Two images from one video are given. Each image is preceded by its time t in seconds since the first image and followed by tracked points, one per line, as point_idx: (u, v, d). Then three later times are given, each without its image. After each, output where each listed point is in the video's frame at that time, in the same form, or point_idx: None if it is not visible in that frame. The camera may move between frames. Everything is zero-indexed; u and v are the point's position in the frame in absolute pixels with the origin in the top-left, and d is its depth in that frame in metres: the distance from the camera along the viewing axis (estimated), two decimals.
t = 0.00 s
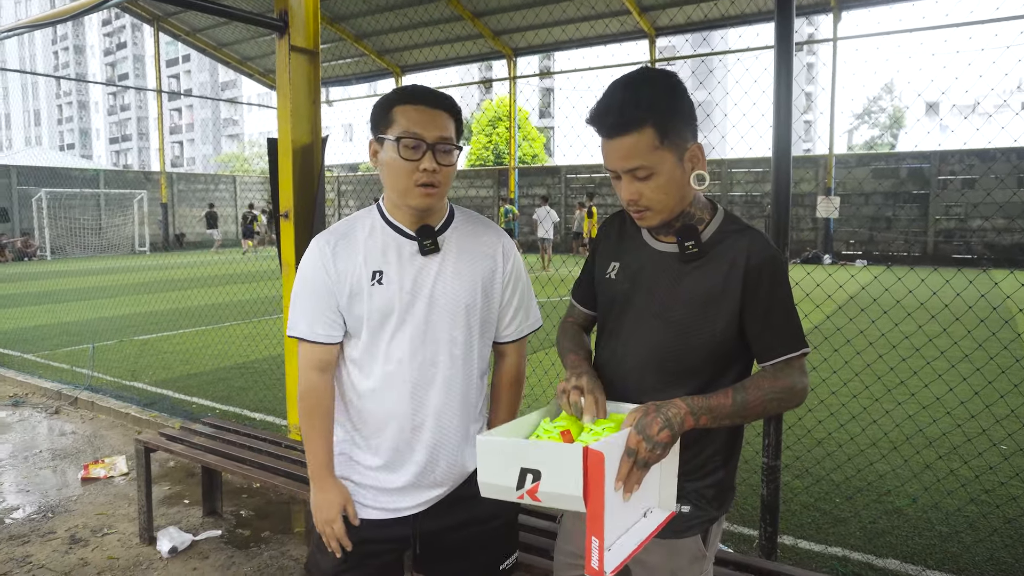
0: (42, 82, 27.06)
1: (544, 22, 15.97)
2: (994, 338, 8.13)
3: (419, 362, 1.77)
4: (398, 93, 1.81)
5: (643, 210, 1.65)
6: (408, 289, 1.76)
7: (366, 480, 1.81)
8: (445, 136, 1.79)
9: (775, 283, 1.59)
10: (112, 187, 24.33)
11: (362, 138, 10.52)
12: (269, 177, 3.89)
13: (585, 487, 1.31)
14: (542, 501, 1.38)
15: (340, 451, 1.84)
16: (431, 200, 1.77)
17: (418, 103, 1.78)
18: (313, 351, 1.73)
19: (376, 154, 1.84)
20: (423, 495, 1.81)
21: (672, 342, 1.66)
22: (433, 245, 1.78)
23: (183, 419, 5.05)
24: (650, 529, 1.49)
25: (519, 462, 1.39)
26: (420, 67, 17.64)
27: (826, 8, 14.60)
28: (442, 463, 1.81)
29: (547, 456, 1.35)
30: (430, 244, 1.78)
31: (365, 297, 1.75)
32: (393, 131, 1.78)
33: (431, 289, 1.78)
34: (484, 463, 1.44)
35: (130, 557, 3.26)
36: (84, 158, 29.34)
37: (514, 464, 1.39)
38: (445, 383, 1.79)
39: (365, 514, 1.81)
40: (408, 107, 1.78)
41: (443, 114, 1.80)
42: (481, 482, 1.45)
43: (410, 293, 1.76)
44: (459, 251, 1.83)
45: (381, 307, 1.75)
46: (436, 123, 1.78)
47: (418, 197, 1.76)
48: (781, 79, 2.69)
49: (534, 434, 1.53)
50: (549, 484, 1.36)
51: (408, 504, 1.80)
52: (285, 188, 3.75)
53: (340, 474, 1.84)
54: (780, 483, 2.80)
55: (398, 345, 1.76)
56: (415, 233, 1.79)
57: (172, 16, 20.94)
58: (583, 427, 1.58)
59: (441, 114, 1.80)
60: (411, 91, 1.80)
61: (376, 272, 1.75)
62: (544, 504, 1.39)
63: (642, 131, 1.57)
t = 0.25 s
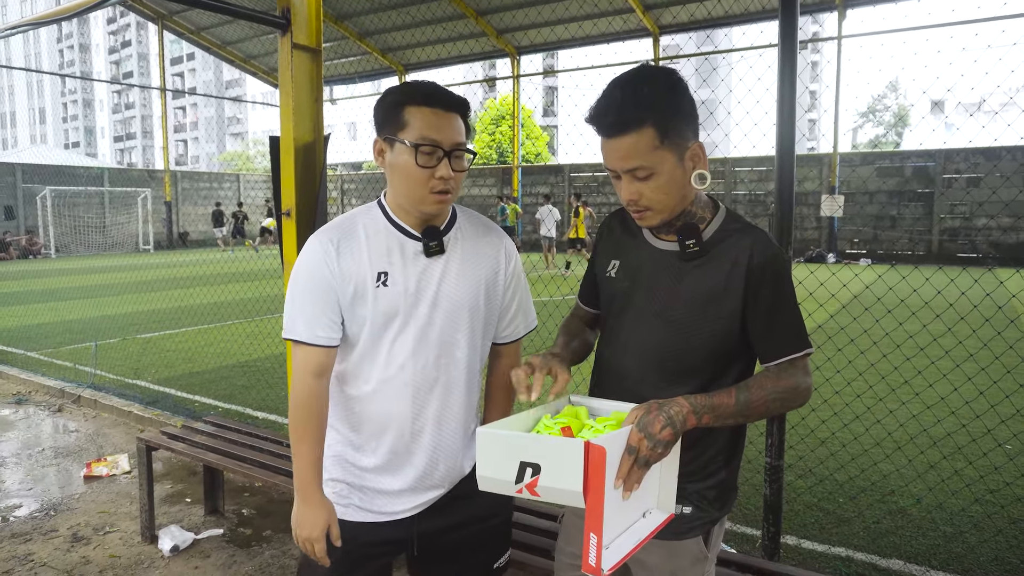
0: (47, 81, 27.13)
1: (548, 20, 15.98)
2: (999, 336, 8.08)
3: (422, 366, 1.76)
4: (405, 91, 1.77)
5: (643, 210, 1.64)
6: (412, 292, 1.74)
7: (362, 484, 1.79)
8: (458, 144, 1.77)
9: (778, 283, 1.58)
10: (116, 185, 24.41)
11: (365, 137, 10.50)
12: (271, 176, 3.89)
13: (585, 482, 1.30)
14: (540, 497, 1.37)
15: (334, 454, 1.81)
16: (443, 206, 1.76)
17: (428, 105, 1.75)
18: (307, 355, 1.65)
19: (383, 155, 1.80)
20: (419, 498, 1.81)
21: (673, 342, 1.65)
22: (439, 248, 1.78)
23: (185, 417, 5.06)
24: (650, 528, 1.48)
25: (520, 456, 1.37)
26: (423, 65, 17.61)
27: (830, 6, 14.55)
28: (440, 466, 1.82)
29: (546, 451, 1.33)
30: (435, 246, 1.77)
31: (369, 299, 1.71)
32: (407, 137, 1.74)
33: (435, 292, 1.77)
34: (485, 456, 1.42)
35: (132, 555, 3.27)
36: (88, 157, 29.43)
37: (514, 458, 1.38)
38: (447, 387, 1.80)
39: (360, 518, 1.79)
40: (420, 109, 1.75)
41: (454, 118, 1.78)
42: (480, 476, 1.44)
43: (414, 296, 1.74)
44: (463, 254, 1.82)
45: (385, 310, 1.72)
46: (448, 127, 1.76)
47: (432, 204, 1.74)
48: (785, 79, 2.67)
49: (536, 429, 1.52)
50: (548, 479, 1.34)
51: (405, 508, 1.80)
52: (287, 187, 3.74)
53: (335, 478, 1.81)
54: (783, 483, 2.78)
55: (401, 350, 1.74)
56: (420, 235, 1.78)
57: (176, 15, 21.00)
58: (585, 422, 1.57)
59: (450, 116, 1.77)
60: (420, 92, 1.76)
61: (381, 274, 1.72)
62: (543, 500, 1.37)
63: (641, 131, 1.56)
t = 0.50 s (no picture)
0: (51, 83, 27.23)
1: (551, 19, 15.97)
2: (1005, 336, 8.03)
3: (423, 373, 1.75)
4: (409, 94, 1.75)
5: (645, 208, 1.63)
6: (414, 300, 1.73)
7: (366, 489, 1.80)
8: (465, 149, 1.75)
9: (781, 283, 1.56)
10: (120, 187, 24.48)
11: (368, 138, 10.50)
12: (273, 176, 3.89)
13: (581, 481, 1.29)
14: (539, 498, 1.36)
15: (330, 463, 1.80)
16: (447, 214, 1.75)
17: (433, 109, 1.73)
18: (313, 368, 1.63)
19: (387, 160, 1.78)
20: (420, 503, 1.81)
21: (675, 342, 1.64)
22: (441, 254, 1.76)
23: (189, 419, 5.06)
24: (652, 530, 1.47)
25: (517, 458, 1.36)
26: (426, 65, 17.61)
27: (834, 4, 14.51)
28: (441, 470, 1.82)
29: (543, 452, 1.32)
30: (437, 253, 1.76)
31: (373, 308, 1.70)
32: (413, 144, 1.72)
33: (436, 299, 1.76)
34: (481, 459, 1.41)
35: (136, 556, 3.27)
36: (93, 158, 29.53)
37: (512, 459, 1.37)
38: (448, 394, 1.79)
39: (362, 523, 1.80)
40: (426, 114, 1.73)
41: (462, 124, 1.76)
42: (478, 478, 1.43)
43: (415, 303, 1.73)
44: (464, 259, 1.82)
45: (388, 319, 1.71)
46: (455, 134, 1.74)
47: (436, 214, 1.73)
48: (788, 78, 2.65)
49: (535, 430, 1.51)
50: (546, 479, 1.33)
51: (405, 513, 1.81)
52: (289, 187, 3.74)
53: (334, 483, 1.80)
54: (788, 484, 2.77)
55: (402, 358, 1.73)
56: (423, 241, 1.77)
57: (180, 16, 21.07)
58: (584, 423, 1.57)
59: (456, 120, 1.75)
60: (425, 95, 1.73)
61: (384, 283, 1.70)
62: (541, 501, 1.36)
63: (644, 128, 1.55)
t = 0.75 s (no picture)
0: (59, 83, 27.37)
1: (556, 19, 15.97)
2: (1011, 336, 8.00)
3: (411, 361, 1.68)
4: (390, 75, 1.82)
5: (648, 209, 1.63)
6: (403, 284, 1.68)
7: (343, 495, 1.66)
8: (437, 118, 1.75)
9: (787, 286, 1.56)
10: (127, 186, 24.58)
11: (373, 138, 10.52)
12: (278, 176, 3.89)
13: (587, 488, 1.28)
14: (543, 502, 1.36)
15: (315, 464, 1.69)
16: (416, 182, 1.72)
17: (411, 86, 1.76)
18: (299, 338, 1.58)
19: (370, 138, 1.82)
20: (406, 509, 1.68)
21: (678, 343, 1.64)
22: (432, 239, 1.72)
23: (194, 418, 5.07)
24: (657, 531, 1.47)
25: (522, 461, 1.36)
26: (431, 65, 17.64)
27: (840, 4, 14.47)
28: (428, 473, 1.71)
29: (548, 457, 1.32)
30: (428, 238, 1.72)
31: (358, 289, 1.66)
32: (389, 115, 1.74)
33: (427, 286, 1.71)
34: (486, 462, 1.41)
35: (142, 556, 3.28)
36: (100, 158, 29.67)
37: (516, 463, 1.37)
38: (439, 385, 1.72)
39: (340, 535, 1.66)
40: (402, 88, 1.76)
41: (439, 97, 1.77)
42: (483, 481, 1.43)
43: (404, 289, 1.68)
44: (456, 248, 1.77)
45: (373, 302, 1.66)
46: (428, 104, 1.75)
47: (403, 181, 1.72)
48: (793, 77, 2.64)
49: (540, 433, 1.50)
50: (551, 484, 1.33)
51: (397, 520, 1.67)
52: (295, 187, 3.75)
53: (315, 488, 1.69)
54: (793, 485, 2.76)
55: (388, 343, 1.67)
56: (412, 225, 1.74)
57: (186, 17, 21.15)
58: (589, 423, 1.56)
59: (432, 94, 1.77)
60: (402, 72, 1.79)
61: (371, 263, 1.67)
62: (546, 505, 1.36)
63: (648, 127, 1.55)
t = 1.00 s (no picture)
0: (56, 83, 27.32)
1: (555, 19, 15.97)
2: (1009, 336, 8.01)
3: (405, 358, 1.66)
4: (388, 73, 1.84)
5: (648, 209, 1.63)
6: (399, 281, 1.67)
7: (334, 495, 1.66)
8: (437, 111, 1.75)
9: (785, 287, 1.55)
10: (124, 187, 24.53)
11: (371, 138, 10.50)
12: (277, 177, 3.88)
13: (586, 487, 1.27)
14: (543, 501, 1.35)
15: (310, 463, 1.70)
16: (417, 173, 1.73)
17: (410, 82, 1.77)
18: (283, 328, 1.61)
19: (371, 135, 1.83)
20: (399, 513, 1.66)
21: (677, 343, 1.63)
22: (432, 236, 1.71)
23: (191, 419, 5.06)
24: (655, 532, 1.47)
25: (522, 461, 1.36)
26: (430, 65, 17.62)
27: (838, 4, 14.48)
28: (422, 475, 1.68)
29: (549, 456, 1.32)
30: (428, 235, 1.71)
31: (353, 283, 1.66)
32: (390, 109, 1.75)
33: (424, 285, 1.70)
34: (486, 460, 1.40)
35: (139, 556, 3.27)
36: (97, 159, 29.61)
37: (517, 463, 1.36)
38: (435, 385, 1.70)
39: (331, 539, 1.65)
40: (402, 84, 1.77)
41: (439, 93, 1.78)
42: (482, 478, 1.42)
43: (401, 286, 1.68)
44: (455, 247, 1.75)
45: (369, 299, 1.66)
46: (428, 97, 1.76)
47: (405, 173, 1.72)
48: (792, 77, 2.64)
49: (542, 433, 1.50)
50: (551, 484, 1.32)
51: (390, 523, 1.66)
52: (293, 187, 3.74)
53: (308, 490, 1.69)
54: (791, 485, 2.75)
55: (383, 339, 1.65)
56: (413, 221, 1.74)
57: (184, 17, 21.10)
58: (590, 422, 1.56)
59: (430, 89, 1.77)
60: (400, 70, 1.81)
61: (368, 258, 1.68)
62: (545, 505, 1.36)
63: (647, 127, 1.54)
